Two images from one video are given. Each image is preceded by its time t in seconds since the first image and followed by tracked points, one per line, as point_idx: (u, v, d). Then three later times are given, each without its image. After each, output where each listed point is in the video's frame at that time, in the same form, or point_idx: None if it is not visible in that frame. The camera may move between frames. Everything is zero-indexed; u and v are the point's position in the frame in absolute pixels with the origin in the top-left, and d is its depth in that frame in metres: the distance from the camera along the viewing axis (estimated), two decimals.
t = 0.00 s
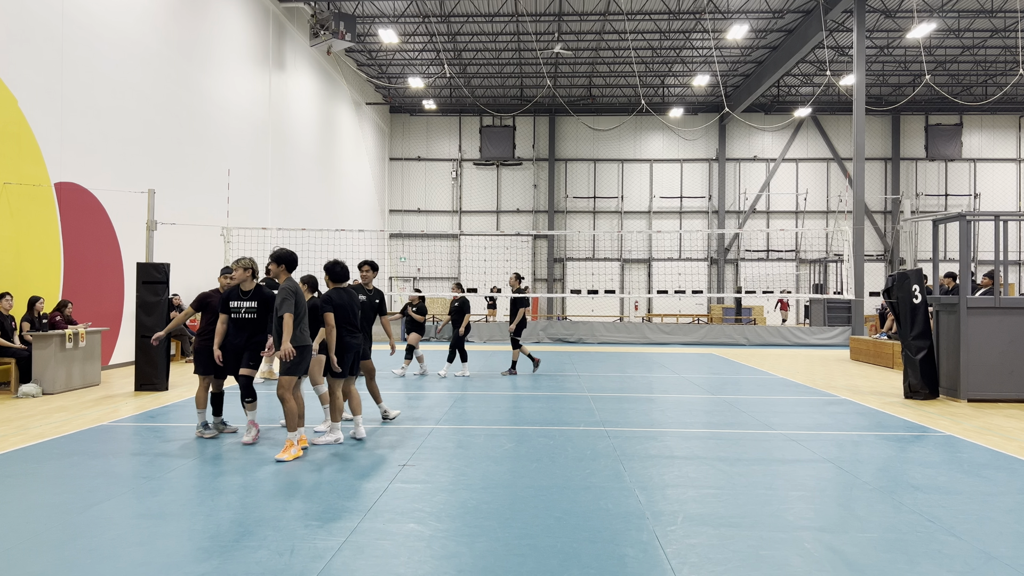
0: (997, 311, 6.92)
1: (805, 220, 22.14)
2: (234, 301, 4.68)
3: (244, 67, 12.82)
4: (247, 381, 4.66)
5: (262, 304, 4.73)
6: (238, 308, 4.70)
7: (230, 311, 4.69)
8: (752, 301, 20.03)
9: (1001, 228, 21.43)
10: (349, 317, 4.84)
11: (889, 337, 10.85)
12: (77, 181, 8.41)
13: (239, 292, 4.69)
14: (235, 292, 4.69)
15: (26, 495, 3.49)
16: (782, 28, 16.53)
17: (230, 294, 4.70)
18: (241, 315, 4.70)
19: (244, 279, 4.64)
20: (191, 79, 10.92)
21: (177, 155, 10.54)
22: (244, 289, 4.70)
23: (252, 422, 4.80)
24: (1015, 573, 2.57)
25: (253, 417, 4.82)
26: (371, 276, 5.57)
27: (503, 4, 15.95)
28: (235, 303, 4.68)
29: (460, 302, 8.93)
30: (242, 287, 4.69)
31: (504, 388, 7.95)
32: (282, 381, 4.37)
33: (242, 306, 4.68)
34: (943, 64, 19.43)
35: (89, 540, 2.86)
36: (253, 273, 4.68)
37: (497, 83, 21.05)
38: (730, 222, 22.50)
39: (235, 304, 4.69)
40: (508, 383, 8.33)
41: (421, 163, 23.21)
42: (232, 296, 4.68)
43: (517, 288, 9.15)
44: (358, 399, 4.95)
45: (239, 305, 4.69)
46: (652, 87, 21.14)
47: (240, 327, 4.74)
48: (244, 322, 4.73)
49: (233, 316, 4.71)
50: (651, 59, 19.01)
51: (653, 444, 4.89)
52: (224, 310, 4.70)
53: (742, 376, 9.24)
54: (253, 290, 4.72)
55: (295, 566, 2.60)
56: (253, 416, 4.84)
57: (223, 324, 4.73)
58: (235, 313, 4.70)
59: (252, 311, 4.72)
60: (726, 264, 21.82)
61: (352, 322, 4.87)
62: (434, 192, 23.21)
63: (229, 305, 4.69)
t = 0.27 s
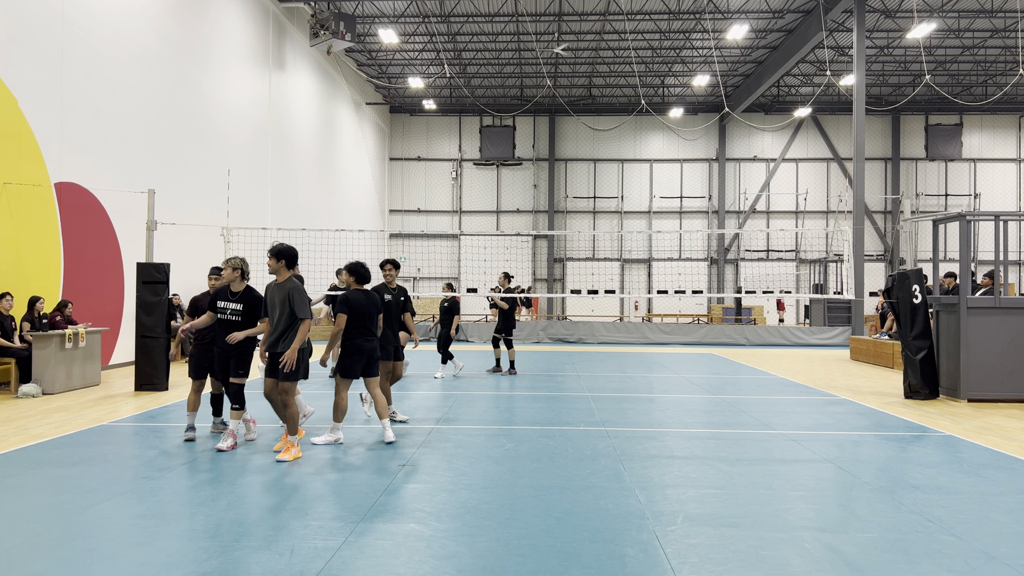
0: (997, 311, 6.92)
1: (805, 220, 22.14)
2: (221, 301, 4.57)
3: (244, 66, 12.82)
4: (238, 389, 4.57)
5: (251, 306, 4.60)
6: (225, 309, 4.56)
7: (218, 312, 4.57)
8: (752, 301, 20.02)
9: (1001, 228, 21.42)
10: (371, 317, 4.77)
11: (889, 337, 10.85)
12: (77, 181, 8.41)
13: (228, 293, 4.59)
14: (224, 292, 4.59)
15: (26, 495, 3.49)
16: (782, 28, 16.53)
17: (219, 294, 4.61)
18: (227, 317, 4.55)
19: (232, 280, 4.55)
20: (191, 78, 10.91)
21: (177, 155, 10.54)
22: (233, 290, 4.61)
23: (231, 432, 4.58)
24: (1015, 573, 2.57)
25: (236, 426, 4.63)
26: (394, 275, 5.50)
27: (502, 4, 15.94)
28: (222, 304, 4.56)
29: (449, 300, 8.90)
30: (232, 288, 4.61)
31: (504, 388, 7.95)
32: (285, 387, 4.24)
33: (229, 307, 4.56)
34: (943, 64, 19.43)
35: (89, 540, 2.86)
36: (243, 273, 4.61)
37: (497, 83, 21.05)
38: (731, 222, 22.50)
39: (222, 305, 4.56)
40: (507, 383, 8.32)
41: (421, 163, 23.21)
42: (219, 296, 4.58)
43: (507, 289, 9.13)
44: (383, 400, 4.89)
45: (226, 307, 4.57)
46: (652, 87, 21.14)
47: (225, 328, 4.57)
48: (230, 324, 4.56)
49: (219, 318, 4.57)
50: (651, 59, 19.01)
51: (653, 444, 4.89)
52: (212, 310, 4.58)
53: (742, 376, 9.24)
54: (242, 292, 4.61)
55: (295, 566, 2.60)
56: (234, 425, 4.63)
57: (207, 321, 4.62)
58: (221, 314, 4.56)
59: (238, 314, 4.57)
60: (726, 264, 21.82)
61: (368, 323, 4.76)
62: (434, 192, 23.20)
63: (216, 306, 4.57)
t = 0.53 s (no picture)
0: (997, 311, 6.92)
1: (806, 220, 22.14)
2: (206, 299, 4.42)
3: (244, 66, 12.82)
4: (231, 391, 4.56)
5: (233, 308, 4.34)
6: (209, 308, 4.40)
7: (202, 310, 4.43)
8: (752, 301, 20.02)
9: (1001, 228, 21.42)
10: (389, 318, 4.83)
11: (889, 337, 10.85)
12: (77, 181, 8.41)
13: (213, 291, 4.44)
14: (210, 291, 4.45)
15: (26, 495, 3.49)
16: (782, 28, 16.53)
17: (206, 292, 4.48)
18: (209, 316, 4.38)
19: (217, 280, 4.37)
20: (191, 79, 10.91)
21: (177, 155, 10.53)
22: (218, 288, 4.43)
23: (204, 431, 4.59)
24: (1015, 573, 2.57)
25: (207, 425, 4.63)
26: (417, 275, 5.48)
27: (503, 4, 15.94)
28: (206, 302, 4.41)
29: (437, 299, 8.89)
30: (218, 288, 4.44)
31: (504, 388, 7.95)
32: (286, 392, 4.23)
33: (212, 306, 4.37)
34: (943, 64, 19.43)
35: (89, 540, 2.86)
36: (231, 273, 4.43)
37: (497, 83, 21.05)
38: (731, 222, 22.50)
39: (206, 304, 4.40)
40: (507, 383, 8.33)
41: (421, 163, 23.21)
42: (204, 296, 4.45)
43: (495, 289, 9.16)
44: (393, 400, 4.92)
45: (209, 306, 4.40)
46: (652, 87, 21.15)
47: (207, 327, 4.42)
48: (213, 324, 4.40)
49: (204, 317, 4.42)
50: (651, 59, 19.02)
51: (653, 444, 4.89)
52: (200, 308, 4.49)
53: (742, 376, 9.24)
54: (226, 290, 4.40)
55: (295, 566, 2.60)
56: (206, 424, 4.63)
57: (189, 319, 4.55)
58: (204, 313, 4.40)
59: (220, 313, 4.36)
60: (726, 264, 21.82)
61: (387, 325, 4.83)
62: (434, 192, 23.21)
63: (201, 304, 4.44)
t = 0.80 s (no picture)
0: (997, 311, 6.93)
1: (805, 220, 22.15)
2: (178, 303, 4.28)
3: (244, 66, 12.82)
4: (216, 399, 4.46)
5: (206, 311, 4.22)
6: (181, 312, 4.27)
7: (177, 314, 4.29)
8: (752, 301, 20.02)
9: (1001, 228, 21.42)
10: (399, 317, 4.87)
11: (889, 337, 10.85)
12: (77, 181, 8.41)
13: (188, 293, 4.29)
14: (183, 294, 4.30)
15: (26, 495, 3.48)
16: (782, 28, 16.53)
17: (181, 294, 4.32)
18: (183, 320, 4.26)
19: (188, 283, 4.21)
20: (191, 79, 10.91)
21: (177, 155, 10.53)
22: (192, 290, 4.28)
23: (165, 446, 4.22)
24: (1015, 573, 2.57)
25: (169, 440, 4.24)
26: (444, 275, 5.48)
27: (503, 4, 15.94)
28: (178, 306, 4.27)
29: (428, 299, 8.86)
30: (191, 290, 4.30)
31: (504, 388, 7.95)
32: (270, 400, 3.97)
33: (185, 309, 4.25)
34: (943, 64, 19.43)
35: (89, 540, 2.86)
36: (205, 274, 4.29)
37: (497, 83, 21.06)
38: (731, 222, 22.50)
39: (179, 308, 4.27)
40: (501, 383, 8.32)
41: (421, 163, 23.21)
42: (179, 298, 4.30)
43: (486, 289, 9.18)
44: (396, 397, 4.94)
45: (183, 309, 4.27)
46: (652, 87, 21.15)
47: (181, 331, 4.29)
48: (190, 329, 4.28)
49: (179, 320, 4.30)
50: (651, 59, 19.02)
51: (653, 444, 4.89)
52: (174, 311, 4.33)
53: (742, 376, 9.24)
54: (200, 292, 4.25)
55: (296, 566, 2.60)
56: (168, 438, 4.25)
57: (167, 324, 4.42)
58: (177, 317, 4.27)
59: (193, 316, 4.26)
60: (726, 264, 21.82)
61: (393, 323, 4.86)
62: (434, 192, 23.21)
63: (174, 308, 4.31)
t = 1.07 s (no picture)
0: (997, 311, 6.93)
1: (806, 220, 22.15)
2: (153, 298, 4.10)
3: (244, 66, 12.81)
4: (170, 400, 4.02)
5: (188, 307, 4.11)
6: (158, 309, 4.09)
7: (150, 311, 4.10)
8: (752, 301, 20.01)
9: (1001, 228, 21.42)
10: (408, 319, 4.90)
11: (889, 337, 10.84)
12: (78, 181, 8.41)
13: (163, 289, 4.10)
14: (158, 291, 4.12)
15: (26, 495, 3.48)
16: (782, 28, 16.53)
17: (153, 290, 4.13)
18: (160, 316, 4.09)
19: (167, 280, 4.04)
20: (191, 78, 10.91)
21: (177, 154, 10.53)
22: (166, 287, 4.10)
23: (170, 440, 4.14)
24: (1014, 573, 2.57)
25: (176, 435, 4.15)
26: (468, 276, 5.47)
27: (503, 4, 15.94)
28: (154, 302, 4.09)
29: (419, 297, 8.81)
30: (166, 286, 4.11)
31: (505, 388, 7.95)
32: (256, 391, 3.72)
33: (161, 306, 4.08)
34: (943, 64, 19.43)
35: (88, 540, 2.86)
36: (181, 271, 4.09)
37: (497, 83, 21.05)
38: (730, 222, 22.51)
39: (155, 304, 4.09)
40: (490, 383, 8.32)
41: (421, 163, 23.21)
42: (151, 294, 4.11)
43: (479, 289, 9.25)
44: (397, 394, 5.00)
45: (158, 307, 4.09)
46: (652, 87, 21.16)
47: (157, 328, 4.12)
48: (166, 328, 4.12)
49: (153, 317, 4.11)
50: (651, 59, 19.02)
51: (653, 444, 4.89)
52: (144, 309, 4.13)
53: (742, 376, 9.24)
54: (175, 290, 4.09)
55: (295, 566, 2.60)
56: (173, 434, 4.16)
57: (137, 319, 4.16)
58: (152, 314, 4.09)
59: (172, 314, 4.10)
60: (726, 264, 21.81)
61: (400, 324, 4.90)
62: (434, 192, 23.20)
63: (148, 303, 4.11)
